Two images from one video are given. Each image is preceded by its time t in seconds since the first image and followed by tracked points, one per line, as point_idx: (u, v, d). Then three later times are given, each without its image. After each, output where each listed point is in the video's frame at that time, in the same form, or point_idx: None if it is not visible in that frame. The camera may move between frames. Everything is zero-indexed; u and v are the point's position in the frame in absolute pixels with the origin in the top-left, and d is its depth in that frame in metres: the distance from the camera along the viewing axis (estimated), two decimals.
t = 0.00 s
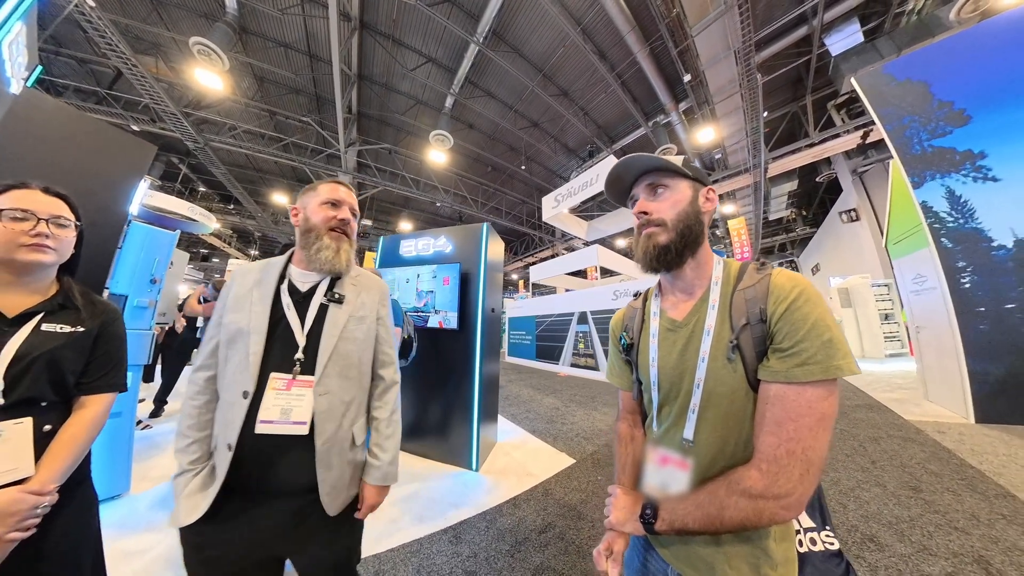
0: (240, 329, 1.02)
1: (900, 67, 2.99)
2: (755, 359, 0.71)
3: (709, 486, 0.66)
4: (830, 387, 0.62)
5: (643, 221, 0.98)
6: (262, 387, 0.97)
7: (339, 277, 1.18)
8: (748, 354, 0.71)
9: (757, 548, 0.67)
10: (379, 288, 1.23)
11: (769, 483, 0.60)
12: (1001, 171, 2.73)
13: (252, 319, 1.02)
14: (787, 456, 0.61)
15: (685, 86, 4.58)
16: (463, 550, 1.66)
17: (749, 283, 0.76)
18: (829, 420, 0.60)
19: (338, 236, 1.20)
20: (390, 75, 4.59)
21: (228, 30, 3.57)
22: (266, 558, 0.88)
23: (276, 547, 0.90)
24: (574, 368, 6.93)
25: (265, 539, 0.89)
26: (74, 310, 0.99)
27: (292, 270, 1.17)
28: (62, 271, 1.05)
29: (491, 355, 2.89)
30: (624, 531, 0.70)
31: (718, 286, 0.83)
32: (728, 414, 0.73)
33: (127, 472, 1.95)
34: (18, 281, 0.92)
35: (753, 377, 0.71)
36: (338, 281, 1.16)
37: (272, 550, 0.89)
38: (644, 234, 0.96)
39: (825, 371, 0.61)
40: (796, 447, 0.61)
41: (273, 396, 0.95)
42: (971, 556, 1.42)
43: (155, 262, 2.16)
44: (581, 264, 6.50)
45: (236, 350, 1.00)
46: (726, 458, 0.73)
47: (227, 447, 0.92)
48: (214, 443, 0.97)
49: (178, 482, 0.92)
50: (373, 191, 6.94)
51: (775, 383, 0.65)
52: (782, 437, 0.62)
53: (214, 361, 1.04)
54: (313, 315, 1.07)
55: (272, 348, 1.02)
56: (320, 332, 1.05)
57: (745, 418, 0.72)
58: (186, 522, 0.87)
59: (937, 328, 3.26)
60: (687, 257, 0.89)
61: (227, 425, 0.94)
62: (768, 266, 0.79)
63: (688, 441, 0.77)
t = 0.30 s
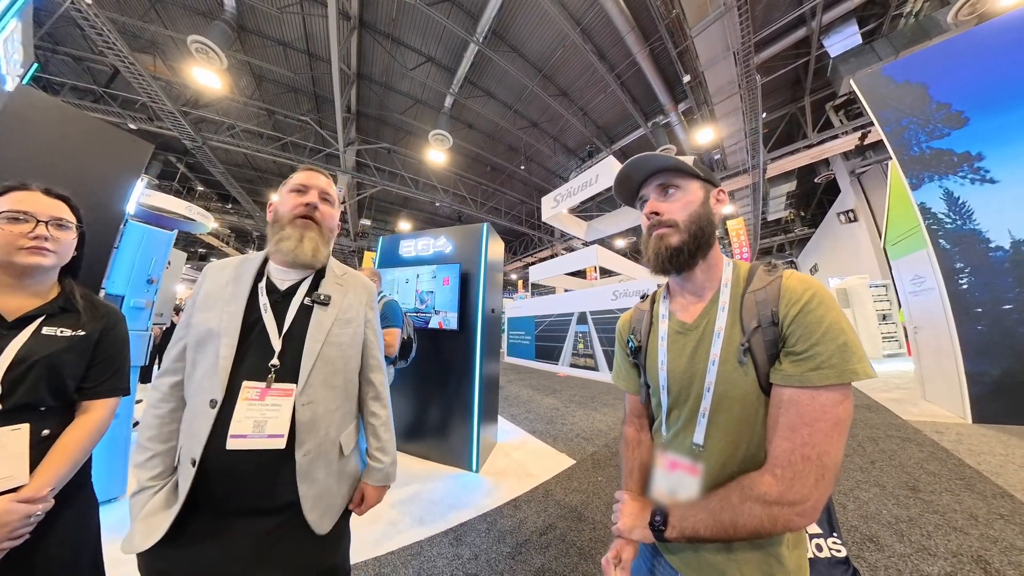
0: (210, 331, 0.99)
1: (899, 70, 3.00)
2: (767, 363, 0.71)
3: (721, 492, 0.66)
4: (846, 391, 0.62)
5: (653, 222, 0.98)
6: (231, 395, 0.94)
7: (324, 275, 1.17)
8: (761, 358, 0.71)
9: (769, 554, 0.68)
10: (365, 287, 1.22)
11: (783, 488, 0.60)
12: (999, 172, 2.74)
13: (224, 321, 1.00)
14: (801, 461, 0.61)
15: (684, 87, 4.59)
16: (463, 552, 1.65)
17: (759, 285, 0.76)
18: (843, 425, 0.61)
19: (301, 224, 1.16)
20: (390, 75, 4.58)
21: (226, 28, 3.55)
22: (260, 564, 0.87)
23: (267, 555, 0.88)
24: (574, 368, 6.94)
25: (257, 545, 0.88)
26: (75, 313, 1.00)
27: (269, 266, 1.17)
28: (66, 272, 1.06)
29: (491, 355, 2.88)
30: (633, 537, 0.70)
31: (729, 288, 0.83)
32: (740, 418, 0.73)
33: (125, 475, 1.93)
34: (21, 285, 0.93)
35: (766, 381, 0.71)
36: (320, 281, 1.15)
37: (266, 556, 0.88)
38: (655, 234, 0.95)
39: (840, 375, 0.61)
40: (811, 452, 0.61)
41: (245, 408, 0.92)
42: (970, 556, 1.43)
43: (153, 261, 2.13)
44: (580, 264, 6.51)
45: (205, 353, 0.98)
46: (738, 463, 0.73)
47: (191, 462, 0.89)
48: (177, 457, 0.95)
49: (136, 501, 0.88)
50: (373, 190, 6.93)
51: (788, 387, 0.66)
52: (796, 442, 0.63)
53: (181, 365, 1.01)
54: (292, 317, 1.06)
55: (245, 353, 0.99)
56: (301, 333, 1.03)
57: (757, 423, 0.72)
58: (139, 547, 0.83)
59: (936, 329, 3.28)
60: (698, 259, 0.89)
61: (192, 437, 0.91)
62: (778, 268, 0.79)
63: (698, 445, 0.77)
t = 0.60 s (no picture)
0: (211, 331, 0.99)
1: (897, 71, 3.02)
2: (756, 364, 0.71)
3: (710, 491, 0.67)
4: (831, 391, 0.63)
5: (647, 224, 0.98)
6: (230, 395, 0.94)
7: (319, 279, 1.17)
8: (749, 359, 0.72)
9: (758, 553, 0.68)
10: (363, 289, 1.22)
11: (771, 487, 0.61)
12: (994, 174, 2.75)
13: (223, 322, 1.00)
14: (788, 460, 0.62)
15: (683, 88, 4.61)
16: (461, 551, 1.65)
17: (749, 288, 0.77)
18: (829, 425, 0.61)
19: (279, 222, 1.15)
20: (389, 75, 4.58)
21: (225, 27, 3.55)
22: (255, 563, 0.87)
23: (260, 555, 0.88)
24: (572, 368, 6.95)
25: (250, 545, 0.88)
26: (74, 315, 1.00)
27: (270, 270, 1.18)
28: (67, 273, 1.06)
29: (489, 355, 2.88)
30: (624, 537, 0.71)
31: (718, 291, 0.83)
32: (729, 419, 0.74)
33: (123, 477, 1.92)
34: (21, 287, 0.93)
35: (754, 382, 0.72)
36: (317, 283, 1.14)
37: (260, 555, 0.88)
38: (647, 237, 0.96)
39: (826, 377, 0.62)
40: (798, 451, 0.62)
41: (240, 409, 0.91)
42: (962, 554, 1.44)
43: (152, 262, 2.13)
44: (578, 264, 6.52)
45: (205, 353, 0.98)
46: (728, 462, 0.74)
47: (190, 460, 0.89)
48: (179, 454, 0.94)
49: (137, 498, 0.87)
50: (372, 190, 6.92)
51: (776, 388, 0.66)
52: (784, 442, 0.63)
53: (182, 364, 1.02)
54: (288, 317, 1.05)
55: (243, 353, 0.99)
56: (295, 334, 1.03)
57: (746, 423, 0.73)
58: (141, 543, 0.83)
59: (931, 329, 3.30)
60: (689, 262, 0.90)
61: (192, 436, 0.91)
62: (767, 271, 0.80)
63: (688, 446, 0.77)
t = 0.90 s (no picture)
0: (235, 334, 1.00)
1: (894, 73, 3.07)
2: (751, 366, 0.72)
3: (706, 493, 0.67)
4: (824, 393, 0.63)
5: (642, 228, 0.98)
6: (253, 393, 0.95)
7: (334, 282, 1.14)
8: (744, 361, 0.72)
9: (754, 554, 0.69)
10: (380, 293, 1.19)
11: (765, 489, 0.61)
12: (989, 176, 2.78)
13: (246, 324, 1.01)
14: (782, 462, 0.62)
15: (682, 88, 4.62)
16: (459, 551, 1.65)
17: (742, 291, 0.78)
18: (823, 426, 0.61)
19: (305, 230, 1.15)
20: (388, 74, 4.57)
21: (223, 26, 3.54)
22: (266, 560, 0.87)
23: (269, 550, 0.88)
24: (571, 368, 6.96)
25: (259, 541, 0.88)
26: (59, 316, 0.94)
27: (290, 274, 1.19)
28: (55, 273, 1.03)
29: (488, 355, 2.87)
30: (620, 540, 0.71)
31: (712, 293, 0.84)
32: (723, 420, 0.74)
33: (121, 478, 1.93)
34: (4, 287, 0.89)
35: (749, 383, 0.72)
36: (332, 286, 1.12)
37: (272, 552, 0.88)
38: (643, 240, 0.96)
39: (819, 378, 0.62)
40: (792, 453, 0.62)
41: (261, 407, 0.91)
42: (958, 554, 1.45)
43: (149, 262, 2.13)
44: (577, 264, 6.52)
45: (229, 354, 0.99)
46: (723, 464, 0.74)
47: (217, 452, 0.90)
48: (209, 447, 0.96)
49: (172, 487, 0.89)
50: (370, 190, 6.91)
51: (770, 390, 0.66)
52: (778, 444, 0.63)
53: (210, 364, 1.03)
54: (305, 320, 1.05)
55: (264, 355, 1.00)
56: (311, 337, 1.02)
57: (741, 425, 0.73)
58: (175, 529, 0.84)
59: (928, 330, 3.32)
60: (685, 265, 0.90)
61: (218, 430, 0.92)
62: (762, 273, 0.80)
63: (683, 447, 0.77)
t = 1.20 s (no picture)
0: (271, 335, 1.02)
1: (891, 75, 3.11)
2: (752, 365, 0.72)
3: (707, 492, 0.68)
4: (823, 392, 0.64)
5: (646, 227, 0.98)
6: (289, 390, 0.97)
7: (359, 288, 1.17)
8: (745, 360, 0.73)
9: (754, 552, 0.69)
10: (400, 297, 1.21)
11: (766, 487, 0.62)
12: (985, 177, 2.83)
13: (281, 326, 1.03)
14: (783, 459, 0.63)
15: (681, 89, 4.64)
16: (460, 551, 1.65)
17: (743, 290, 0.78)
18: (823, 424, 0.62)
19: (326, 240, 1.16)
20: (387, 74, 4.57)
21: (222, 25, 3.52)
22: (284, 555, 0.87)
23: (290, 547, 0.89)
24: (569, 368, 6.97)
25: (277, 539, 0.88)
26: (41, 316, 0.85)
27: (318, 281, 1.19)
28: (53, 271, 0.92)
29: (487, 355, 2.88)
30: (621, 539, 0.72)
31: (713, 293, 0.85)
32: (723, 419, 0.75)
33: (119, 478, 1.91)
34: None
35: (750, 382, 0.73)
36: (357, 292, 1.15)
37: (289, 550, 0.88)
38: (646, 240, 0.96)
39: (820, 377, 0.63)
40: (793, 452, 0.63)
41: (295, 405, 0.93)
42: (955, 551, 1.47)
43: (148, 261, 2.11)
44: (576, 264, 6.53)
45: (265, 356, 1.00)
46: (723, 462, 0.75)
47: (256, 445, 0.92)
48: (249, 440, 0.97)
49: (217, 474, 0.92)
50: (369, 189, 6.89)
51: (771, 389, 0.67)
52: (778, 442, 0.64)
53: (250, 363, 1.04)
54: (332, 324, 1.06)
55: (298, 355, 1.02)
56: (340, 341, 1.04)
57: (741, 423, 0.74)
58: (220, 513, 0.88)
59: (924, 329, 3.34)
60: (689, 265, 0.90)
61: (258, 424, 0.94)
62: (762, 273, 0.81)
63: (684, 446, 0.78)
